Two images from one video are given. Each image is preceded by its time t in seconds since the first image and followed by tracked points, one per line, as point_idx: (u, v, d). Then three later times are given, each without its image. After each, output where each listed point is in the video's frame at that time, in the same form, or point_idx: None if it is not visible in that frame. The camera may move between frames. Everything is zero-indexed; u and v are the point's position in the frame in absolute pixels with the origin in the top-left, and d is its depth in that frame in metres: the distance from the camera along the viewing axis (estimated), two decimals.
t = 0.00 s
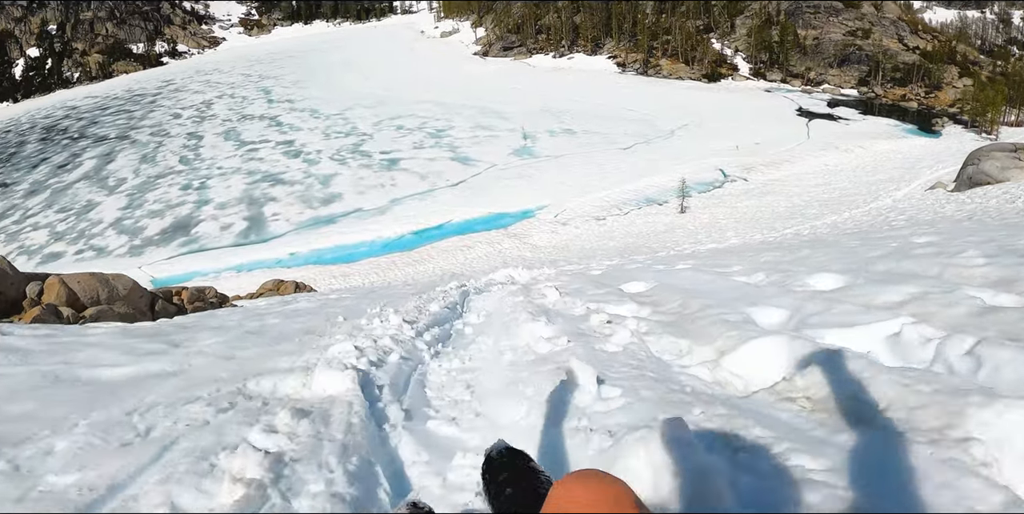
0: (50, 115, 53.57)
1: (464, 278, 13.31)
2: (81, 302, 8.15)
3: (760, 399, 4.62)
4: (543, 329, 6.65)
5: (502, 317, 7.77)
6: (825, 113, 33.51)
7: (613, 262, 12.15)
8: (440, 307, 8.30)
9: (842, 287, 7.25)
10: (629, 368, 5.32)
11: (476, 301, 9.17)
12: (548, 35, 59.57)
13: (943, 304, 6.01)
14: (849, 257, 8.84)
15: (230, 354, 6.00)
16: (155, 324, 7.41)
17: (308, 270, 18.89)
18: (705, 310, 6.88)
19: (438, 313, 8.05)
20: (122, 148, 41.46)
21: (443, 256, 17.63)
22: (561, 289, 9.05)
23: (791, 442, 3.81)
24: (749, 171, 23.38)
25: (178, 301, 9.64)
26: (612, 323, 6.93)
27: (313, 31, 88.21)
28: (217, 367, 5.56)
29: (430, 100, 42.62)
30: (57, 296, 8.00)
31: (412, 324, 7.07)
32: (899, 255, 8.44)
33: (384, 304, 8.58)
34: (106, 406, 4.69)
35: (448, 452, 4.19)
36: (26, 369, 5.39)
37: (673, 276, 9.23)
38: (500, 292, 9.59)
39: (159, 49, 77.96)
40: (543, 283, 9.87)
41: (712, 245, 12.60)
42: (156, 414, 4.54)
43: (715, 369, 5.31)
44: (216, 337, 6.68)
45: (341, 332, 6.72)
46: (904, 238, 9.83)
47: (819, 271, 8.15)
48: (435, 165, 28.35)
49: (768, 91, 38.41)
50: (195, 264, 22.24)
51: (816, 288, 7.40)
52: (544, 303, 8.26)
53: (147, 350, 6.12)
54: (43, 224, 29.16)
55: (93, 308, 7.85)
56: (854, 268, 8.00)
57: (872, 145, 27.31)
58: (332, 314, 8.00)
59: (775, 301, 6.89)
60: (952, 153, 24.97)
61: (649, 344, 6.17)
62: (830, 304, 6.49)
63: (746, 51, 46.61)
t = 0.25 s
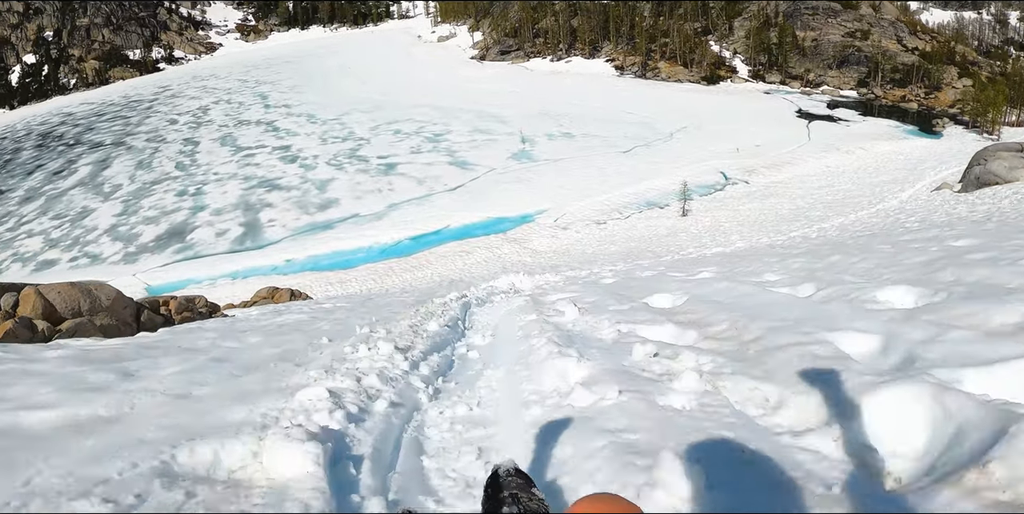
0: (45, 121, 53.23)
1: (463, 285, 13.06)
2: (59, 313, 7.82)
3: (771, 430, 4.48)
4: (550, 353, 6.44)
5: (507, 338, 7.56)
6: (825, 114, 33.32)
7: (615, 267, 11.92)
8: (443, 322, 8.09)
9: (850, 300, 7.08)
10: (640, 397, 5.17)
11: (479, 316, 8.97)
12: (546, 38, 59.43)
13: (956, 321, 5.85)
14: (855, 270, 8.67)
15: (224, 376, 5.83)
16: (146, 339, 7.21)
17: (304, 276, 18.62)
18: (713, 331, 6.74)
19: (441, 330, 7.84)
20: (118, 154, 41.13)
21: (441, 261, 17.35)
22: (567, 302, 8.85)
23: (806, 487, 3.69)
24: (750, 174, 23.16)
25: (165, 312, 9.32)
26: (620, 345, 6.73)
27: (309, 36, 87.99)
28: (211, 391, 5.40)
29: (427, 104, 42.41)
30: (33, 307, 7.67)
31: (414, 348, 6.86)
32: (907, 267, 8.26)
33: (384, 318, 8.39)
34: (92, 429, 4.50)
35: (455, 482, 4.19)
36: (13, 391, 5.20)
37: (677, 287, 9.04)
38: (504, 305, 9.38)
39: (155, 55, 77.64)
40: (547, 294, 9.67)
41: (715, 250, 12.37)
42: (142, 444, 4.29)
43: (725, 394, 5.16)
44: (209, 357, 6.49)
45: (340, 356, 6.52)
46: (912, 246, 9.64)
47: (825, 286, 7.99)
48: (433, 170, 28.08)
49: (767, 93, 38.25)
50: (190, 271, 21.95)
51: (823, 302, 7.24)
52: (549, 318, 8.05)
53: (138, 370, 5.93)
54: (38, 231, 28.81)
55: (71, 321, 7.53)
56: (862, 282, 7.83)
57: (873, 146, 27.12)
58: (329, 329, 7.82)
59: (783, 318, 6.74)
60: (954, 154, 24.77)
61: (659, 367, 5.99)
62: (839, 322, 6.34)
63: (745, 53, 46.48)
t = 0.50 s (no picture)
0: (44, 125, 53.05)
1: (464, 291, 12.83)
2: (38, 321, 7.45)
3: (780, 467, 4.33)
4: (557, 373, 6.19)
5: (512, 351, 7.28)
6: (827, 116, 33.13)
7: (620, 274, 11.71)
8: (450, 326, 7.78)
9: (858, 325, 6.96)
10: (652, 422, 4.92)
11: (483, 324, 8.71)
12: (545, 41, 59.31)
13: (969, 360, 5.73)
14: (862, 284, 8.50)
15: (222, 396, 5.65)
16: (138, 353, 7.00)
17: (303, 282, 18.37)
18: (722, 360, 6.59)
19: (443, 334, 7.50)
20: (116, 159, 40.90)
21: (441, 266, 17.09)
22: (572, 313, 8.61)
23: None
24: (753, 177, 22.94)
25: (155, 319, 9.09)
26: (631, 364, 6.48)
27: (309, 40, 87.95)
28: (203, 416, 5.24)
29: (427, 108, 42.23)
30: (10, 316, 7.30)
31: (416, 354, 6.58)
32: (916, 283, 8.10)
33: (386, 329, 8.19)
34: (78, 466, 4.32)
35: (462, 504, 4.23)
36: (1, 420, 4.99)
37: (683, 298, 8.86)
38: (509, 315, 9.14)
39: (154, 59, 77.51)
40: (552, 304, 9.44)
41: (721, 255, 12.16)
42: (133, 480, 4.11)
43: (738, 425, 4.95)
44: (205, 373, 6.30)
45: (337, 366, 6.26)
46: (922, 254, 9.42)
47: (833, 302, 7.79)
48: (433, 174, 27.84)
49: (769, 95, 38.05)
50: (187, 276, 21.72)
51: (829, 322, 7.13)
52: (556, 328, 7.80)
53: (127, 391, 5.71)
54: (34, 237, 28.56)
55: (50, 332, 7.27)
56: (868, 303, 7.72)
57: (876, 148, 26.92)
58: (328, 342, 7.62)
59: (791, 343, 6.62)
60: (958, 155, 24.55)
61: (673, 381, 5.83)
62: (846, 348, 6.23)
63: (745, 54, 46.34)
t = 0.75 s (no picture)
0: (41, 131, 52.78)
1: (464, 298, 12.55)
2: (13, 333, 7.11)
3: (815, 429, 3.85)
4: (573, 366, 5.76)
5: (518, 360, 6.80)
6: (828, 118, 32.95)
7: (623, 280, 11.44)
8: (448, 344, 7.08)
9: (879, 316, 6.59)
10: (670, 404, 4.55)
11: (485, 336, 8.29)
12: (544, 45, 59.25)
13: (1004, 352, 5.35)
14: (874, 285, 8.20)
15: (209, 395, 5.34)
16: (124, 365, 6.70)
17: (299, 288, 18.07)
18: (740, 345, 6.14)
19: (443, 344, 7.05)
20: (112, 164, 40.59)
21: (440, 272, 16.81)
22: (579, 324, 8.22)
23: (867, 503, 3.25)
24: (755, 179, 22.71)
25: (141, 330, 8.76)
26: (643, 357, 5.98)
27: (307, 46, 87.89)
28: (179, 410, 4.84)
29: (425, 112, 42.04)
30: None
31: (415, 361, 6.09)
32: (931, 282, 7.81)
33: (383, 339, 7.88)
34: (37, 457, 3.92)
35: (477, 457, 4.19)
36: None
37: (690, 302, 8.56)
38: (512, 327, 8.74)
39: (151, 65, 77.28)
40: (556, 315, 9.11)
41: (726, 260, 11.91)
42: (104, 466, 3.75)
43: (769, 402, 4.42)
44: (190, 381, 5.96)
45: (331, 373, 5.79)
46: (936, 254, 9.14)
47: (847, 300, 7.47)
48: (431, 178, 27.56)
49: (769, 97, 37.90)
50: (182, 283, 21.41)
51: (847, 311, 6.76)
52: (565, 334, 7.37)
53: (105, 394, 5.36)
54: (29, 242, 28.20)
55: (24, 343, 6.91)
56: (884, 297, 7.39)
57: (878, 149, 26.72)
58: (322, 351, 7.31)
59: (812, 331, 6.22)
60: (961, 156, 24.36)
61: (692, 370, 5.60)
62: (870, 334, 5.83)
63: (744, 57, 46.27)
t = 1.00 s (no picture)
0: (38, 136, 52.48)
1: (462, 301, 12.31)
2: None
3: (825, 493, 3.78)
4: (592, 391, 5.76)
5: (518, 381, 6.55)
6: (829, 119, 32.78)
7: (624, 284, 11.23)
8: (440, 355, 6.89)
9: (884, 336, 6.47)
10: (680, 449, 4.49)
11: (484, 345, 8.01)
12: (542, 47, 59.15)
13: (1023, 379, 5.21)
14: (881, 290, 8.03)
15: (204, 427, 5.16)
16: (108, 381, 6.50)
17: (294, 292, 17.82)
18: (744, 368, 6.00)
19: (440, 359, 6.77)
20: (108, 168, 40.28)
21: (438, 275, 16.55)
22: (582, 333, 7.98)
23: None
24: (756, 181, 22.50)
25: (123, 336, 8.71)
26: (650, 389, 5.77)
27: (305, 50, 87.77)
28: (174, 451, 4.68)
29: (423, 115, 41.85)
30: None
31: (400, 383, 5.79)
32: (940, 288, 7.64)
33: (378, 349, 7.68)
34: None
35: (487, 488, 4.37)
36: None
37: (693, 310, 8.36)
38: (513, 336, 8.49)
39: (149, 69, 77.04)
40: (557, 322, 8.89)
41: (729, 263, 11.70)
42: None
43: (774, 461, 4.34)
44: (177, 402, 5.79)
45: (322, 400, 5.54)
46: (947, 259, 8.92)
47: (853, 310, 7.31)
48: (429, 181, 27.33)
49: (768, 98, 37.76)
50: (177, 287, 21.15)
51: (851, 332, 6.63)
52: (568, 349, 7.11)
53: (88, 426, 5.21)
54: (24, 247, 27.87)
55: None
56: (893, 305, 7.21)
57: (879, 150, 26.53)
58: (313, 363, 7.12)
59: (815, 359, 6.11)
60: (963, 157, 24.19)
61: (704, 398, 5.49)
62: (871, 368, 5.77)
63: (744, 59, 46.20)
